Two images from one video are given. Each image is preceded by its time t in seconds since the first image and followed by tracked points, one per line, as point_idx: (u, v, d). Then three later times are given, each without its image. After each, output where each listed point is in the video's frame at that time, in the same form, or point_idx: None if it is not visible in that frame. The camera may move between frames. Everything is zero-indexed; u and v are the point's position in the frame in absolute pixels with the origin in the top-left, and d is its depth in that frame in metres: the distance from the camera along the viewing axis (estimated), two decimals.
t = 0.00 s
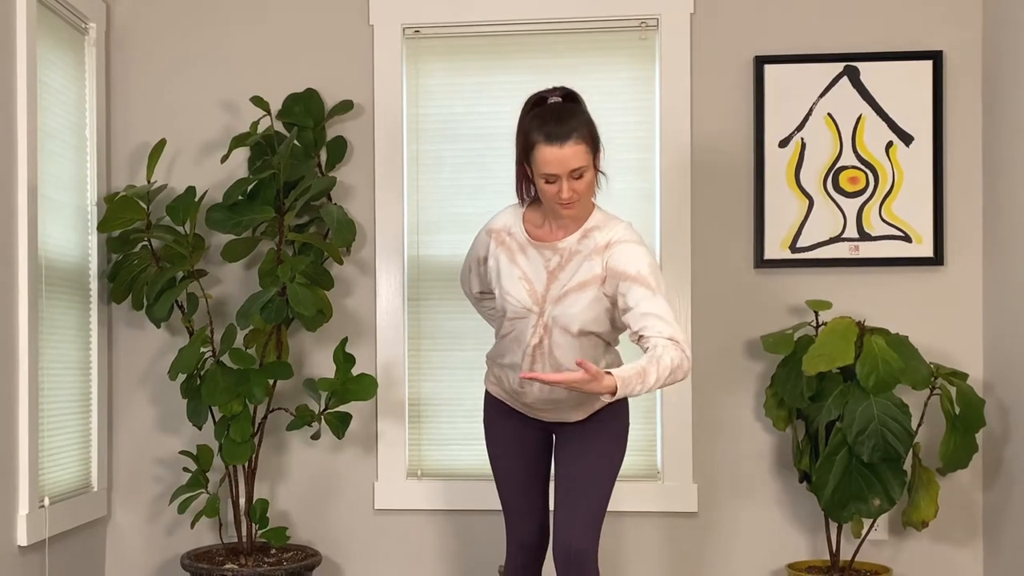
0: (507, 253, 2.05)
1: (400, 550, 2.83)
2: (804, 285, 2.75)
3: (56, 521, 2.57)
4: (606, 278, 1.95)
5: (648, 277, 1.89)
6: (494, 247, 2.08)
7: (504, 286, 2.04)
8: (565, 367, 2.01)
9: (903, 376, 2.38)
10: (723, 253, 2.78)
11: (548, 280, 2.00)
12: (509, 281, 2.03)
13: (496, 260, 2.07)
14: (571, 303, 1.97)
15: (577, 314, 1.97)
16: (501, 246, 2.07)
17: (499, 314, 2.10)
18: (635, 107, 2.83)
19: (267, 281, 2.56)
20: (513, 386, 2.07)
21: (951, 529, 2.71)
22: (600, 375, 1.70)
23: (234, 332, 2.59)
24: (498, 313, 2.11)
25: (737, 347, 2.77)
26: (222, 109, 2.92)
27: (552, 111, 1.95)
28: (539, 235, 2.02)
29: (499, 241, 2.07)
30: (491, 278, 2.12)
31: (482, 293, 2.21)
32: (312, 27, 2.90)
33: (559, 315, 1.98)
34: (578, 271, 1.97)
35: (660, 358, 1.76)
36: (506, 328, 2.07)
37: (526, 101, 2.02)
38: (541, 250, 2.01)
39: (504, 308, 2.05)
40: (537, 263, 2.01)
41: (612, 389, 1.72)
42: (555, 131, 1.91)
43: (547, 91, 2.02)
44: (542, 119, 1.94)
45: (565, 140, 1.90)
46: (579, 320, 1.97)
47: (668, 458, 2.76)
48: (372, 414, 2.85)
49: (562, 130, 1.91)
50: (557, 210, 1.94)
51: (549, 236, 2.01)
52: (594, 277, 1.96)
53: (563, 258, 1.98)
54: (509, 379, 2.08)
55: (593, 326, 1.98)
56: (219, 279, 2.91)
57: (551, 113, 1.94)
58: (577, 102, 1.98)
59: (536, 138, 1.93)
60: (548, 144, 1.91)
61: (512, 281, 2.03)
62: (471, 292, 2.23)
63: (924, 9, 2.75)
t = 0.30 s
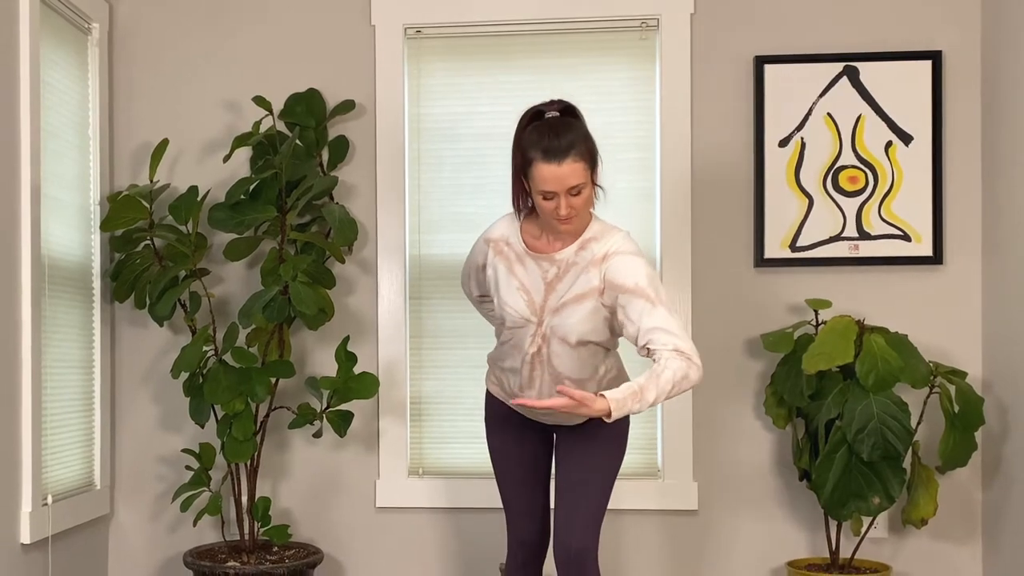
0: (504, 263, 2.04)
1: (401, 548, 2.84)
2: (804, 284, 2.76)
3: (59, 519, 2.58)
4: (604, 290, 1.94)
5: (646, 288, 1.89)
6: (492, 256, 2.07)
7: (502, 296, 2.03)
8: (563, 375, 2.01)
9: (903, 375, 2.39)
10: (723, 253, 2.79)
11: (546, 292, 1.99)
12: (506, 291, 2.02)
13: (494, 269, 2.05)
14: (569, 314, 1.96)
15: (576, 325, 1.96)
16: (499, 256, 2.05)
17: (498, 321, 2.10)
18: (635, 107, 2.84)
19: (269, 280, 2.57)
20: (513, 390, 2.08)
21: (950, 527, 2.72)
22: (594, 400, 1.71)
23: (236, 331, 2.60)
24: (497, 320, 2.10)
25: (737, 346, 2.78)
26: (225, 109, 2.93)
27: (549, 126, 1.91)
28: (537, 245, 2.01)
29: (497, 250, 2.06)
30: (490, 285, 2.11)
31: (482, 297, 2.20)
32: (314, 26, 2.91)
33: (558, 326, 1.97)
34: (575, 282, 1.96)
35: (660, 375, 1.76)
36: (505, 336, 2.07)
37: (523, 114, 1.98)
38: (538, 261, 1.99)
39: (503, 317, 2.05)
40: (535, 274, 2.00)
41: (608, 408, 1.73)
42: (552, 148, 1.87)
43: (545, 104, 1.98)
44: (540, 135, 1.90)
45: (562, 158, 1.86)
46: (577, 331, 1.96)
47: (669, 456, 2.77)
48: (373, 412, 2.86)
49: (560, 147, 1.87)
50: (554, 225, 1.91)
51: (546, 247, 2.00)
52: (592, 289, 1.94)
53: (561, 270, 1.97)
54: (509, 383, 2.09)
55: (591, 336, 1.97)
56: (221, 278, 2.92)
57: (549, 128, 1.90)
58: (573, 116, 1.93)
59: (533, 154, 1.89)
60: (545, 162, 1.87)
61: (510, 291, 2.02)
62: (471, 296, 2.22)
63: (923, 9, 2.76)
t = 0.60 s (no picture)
0: (501, 274, 2.05)
1: (403, 546, 2.85)
2: (804, 283, 2.78)
3: (62, 516, 2.59)
4: (601, 302, 1.94)
5: (643, 298, 1.88)
6: (489, 266, 2.08)
7: (500, 307, 2.04)
8: (563, 382, 2.02)
9: (902, 373, 2.40)
10: (723, 252, 2.80)
11: (543, 303, 1.99)
12: (504, 302, 2.03)
13: (492, 280, 2.06)
14: (566, 324, 1.96)
15: (572, 335, 1.96)
16: (496, 266, 2.06)
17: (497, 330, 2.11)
18: (636, 106, 2.85)
19: (271, 279, 2.58)
20: (513, 395, 2.09)
21: (950, 524, 2.73)
22: (596, 416, 1.77)
23: (239, 329, 2.61)
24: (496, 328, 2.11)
25: (737, 344, 2.79)
26: (227, 109, 2.94)
27: (546, 141, 1.91)
28: (533, 258, 2.01)
29: (494, 261, 2.07)
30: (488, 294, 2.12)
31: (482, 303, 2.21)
32: (317, 26, 2.93)
33: (555, 336, 1.98)
34: (571, 294, 1.96)
35: (664, 388, 1.80)
36: (504, 344, 2.08)
37: (520, 128, 1.99)
38: (535, 272, 2.00)
39: (501, 326, 2.06)
40: (532, 285, 2.00)
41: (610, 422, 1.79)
42: (549, 163, 1.88)
43: (540, 118, 1.99)
44: (537, 149, 1.91)
45: (560, 174, 1.87)
46: (574, 340, 1.96)
47: (669, 454, 2.79)
48: (375, 410, 2.87)
49: (557, 161, 1.88)
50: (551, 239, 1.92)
51: (543, 258, 2.00)
52: (589, 300, 1.94)
53: (557, 280, 1.97)
54: (510, 386, 2.10)
55: (589, 345, 1.97)
56: (224, 277, 2.93)
57: (546, 142, 1.91)
58: (569, 131, 1.94)
59: (530, 170, 1.90)
60: (543, 177, 1.87)
61: (507, 303, 2.02)
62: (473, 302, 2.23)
63: (923, 9, 2.77)
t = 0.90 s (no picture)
0: (498, 284, 2.05)
1: (404, 544, 2.86)
2: (803, 282, 2.79)
3: (66, 514, 2.60)
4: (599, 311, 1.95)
5: (642, 307, 1.89)
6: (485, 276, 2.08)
7: (497, 316, 2.05)
8: (562, 387, 2.02)
9: (901, 372, 2.42)
10: (723, 251, 2.81)
11: (540, 313, 2.00)
12: (501, 312, 2.04)
13: (488, 289, 2.07)
14: (564, 333, 1.97)
15: (570, 344, 1.97)
16: (492, 275, 2.06)
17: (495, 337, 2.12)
18: (636, 106, 2.86)
19: (273, 278, 2.59)
20: (514, 398, 2.10)
21: (949, 522, 2.74)
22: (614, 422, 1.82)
23: (241, 328, 2.62)
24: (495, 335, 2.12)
25: (738, 343, 2.80)
26: (230, 109, 2.95)
27: (542, 154, 1.91)
28: (528, 268, 2.02)
29: (490, 271, 2.07)
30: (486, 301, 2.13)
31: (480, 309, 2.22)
32: (319, 26, 2.94)
33: (553, 345, 1.99)
34: (568, 304, 1.97)
35: (675, 393, 1.84)
36: (503, 350, 2.09)
37: (516, 140, 1.97)
38: (531, 283, 2.00)
39: (499, 335, 2.07)
40: (528, 295, 2.01)
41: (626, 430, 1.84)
42: (546, 177, 1.88)
43: (536, 131, 1.98)
44: (534, 163, 1.90)
45: (557, 188, 1.87)
46: (572, 349, 1.97)
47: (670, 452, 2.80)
48: (377, 408, 2.89)
49: (554, 176, 1.88)
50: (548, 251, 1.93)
51: (539, 268, 2.00)
52: (587, 310, 1.95)
53: (553, 291, 1.98)
54: (509, 388, 2.11)
55: (588, 352, 1.98)
56: (226, 275, 2.94)
57: (543, 155, 1.91)
58: (566, 144, 1.94)
59: (527, 184, 1.90)
60: (541, 192, 1.88)
61: (505, 312, 2.03)
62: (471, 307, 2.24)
63: (922, 9, 2.78)
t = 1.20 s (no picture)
0: (497, 293, 2.07)
1: (406, 542, 2.88)
2: (803, 281, 2.80)
3: (69, 511, 2.62)
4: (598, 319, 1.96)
5: (643, 311, 1.89)
6: (485, 285, 2.10)
7: (496, 324, 2.06)
8: (561, 392, 2.01)
9: (901, 370, 2.43)
10: (724, 250, 2.83)
11: (539, 322, 2.01)
12: (500, 320, 2.05)
13: (488, 298, 2.09)
14: (562, 340, 1.98)
15: (569, 351, 1.97)
16: (490, 284, 2.09)
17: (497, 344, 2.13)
18: (636, 106, 2.88)
19: (275, 277, 2.60)
20: (515, 400, 2.11)
21: (948, 520, 2.76)
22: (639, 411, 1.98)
23: (243, 327, 2.63)
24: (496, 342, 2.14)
25: (738, 341, 2.81)
26: (232, 108, 2.96)
27: (540, 166, 1.93)
28: (527, 279, 2.03)
29: (489, 280, 2.09)
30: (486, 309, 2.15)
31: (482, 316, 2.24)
32: (320, 26, 2.95)
33: (552, 352, 2.00)
34: (566, 312, 1.98)
35: (689, 386, 1.89)
36: (503, 355, 2.10)
37: (513, 152, 2.00)
38: (528, 291, 2.02)
39: (499, 342, 2.08)
40: (526, 304, 2.02)
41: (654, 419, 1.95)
42: (543, 188, 1.90)
43: (534, 142, 2.01)
44: (530, 174, 1.92)
45: (555, 200, 1.89)
46: (570, 356, 1.97)
47: (670, 450, 2.81)
48: (379, 406, 2.90)
49: (551, 187, 1.89)
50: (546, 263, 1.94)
51: (536, 277, 2.02)
52: (585, 318, 1.96)
53: (551, 299, 1.99)
54: (511, 391, 2.12)
55: (587, 358, 1.98)
56: (229, 274, 2.96)
57: (540, 166, 1.93)
58: (563, 156, 1.96)
59: (525, 197, 1.91)
60: (539, 203, 1.89)
61: (503, 321, 2.05)
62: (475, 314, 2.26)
63: (922, 9, 2.79)
